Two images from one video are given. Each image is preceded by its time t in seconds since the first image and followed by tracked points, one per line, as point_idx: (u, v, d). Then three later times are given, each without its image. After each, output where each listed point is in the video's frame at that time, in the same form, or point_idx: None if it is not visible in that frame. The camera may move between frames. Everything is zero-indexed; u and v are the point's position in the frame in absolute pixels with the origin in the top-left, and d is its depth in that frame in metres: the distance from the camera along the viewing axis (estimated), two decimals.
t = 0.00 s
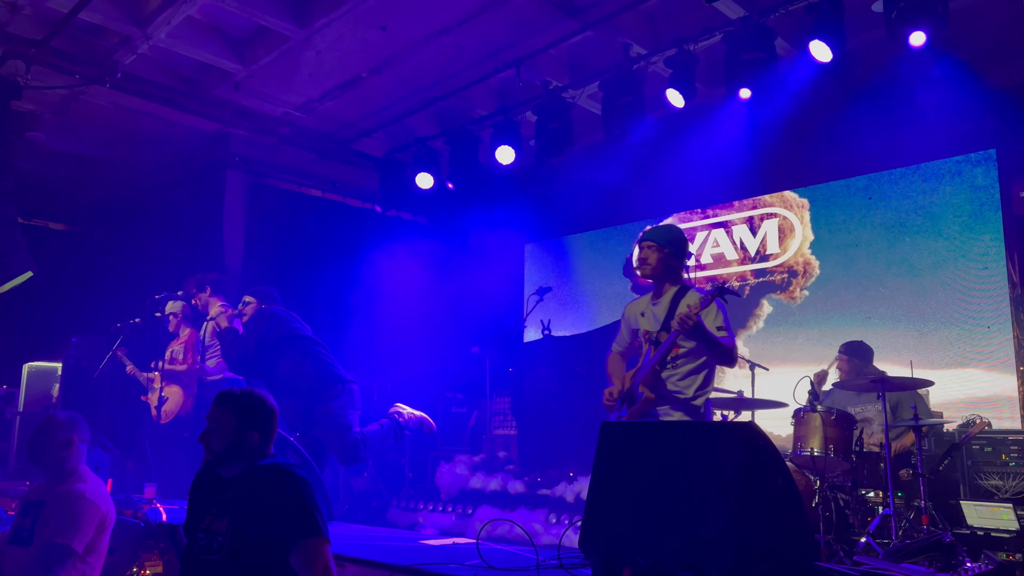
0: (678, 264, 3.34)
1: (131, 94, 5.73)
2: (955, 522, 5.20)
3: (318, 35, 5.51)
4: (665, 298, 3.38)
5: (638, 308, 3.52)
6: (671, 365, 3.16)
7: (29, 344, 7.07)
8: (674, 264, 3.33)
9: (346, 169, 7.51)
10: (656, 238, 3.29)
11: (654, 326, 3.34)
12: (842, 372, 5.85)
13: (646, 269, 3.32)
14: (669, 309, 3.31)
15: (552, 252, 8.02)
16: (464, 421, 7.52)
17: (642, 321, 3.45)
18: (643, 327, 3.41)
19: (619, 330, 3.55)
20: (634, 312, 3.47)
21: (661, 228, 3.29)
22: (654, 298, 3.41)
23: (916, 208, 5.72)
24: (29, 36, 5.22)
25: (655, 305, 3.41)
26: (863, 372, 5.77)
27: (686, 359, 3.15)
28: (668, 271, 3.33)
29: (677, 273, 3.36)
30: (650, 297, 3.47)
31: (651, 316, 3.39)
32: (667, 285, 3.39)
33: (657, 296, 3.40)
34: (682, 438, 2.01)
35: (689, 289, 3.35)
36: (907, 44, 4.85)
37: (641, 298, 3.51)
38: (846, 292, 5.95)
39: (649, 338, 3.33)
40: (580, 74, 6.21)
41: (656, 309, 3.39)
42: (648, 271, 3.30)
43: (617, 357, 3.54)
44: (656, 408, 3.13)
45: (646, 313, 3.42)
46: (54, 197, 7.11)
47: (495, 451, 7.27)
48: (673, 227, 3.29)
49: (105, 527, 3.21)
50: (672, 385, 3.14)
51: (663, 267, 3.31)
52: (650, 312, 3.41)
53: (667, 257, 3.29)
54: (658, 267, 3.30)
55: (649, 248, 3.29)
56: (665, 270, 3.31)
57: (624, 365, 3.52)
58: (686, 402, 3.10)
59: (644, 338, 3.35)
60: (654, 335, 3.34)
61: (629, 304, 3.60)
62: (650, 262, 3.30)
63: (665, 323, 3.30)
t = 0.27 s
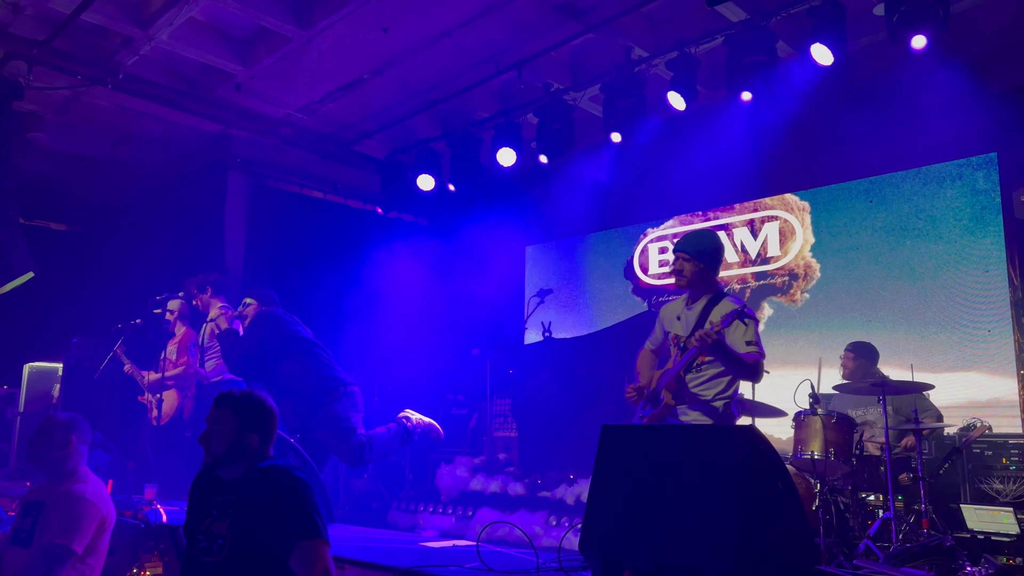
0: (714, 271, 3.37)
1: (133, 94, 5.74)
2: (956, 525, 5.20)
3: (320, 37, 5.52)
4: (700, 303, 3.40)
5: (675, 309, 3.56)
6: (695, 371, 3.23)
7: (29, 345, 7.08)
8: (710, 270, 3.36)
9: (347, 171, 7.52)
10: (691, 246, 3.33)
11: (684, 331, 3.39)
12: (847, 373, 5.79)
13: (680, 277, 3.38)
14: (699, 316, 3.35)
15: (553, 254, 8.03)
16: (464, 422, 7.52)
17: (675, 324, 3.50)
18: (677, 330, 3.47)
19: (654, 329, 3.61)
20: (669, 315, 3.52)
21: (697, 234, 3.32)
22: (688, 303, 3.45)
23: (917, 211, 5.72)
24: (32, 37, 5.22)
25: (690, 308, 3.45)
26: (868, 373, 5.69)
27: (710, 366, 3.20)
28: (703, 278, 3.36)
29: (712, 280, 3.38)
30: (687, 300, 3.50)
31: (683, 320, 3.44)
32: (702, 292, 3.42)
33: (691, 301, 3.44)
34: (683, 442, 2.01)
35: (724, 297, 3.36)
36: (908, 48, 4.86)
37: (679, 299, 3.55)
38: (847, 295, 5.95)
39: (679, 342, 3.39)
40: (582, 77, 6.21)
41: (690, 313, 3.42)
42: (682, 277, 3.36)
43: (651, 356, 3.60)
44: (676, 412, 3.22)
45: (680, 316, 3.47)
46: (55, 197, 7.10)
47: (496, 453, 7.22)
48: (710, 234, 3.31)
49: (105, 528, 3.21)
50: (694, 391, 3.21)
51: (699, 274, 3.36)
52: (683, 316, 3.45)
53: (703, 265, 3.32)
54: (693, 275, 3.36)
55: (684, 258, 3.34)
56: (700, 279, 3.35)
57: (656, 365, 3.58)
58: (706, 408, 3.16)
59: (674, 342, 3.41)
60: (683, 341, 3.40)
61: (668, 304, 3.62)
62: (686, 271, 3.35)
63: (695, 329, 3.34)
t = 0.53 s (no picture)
0: (729, 271, 3.42)
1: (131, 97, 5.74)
2: (953, 530, 5.19)
3: (319, 39, 5.52)
4: (713, 304, 3.44)
5: (686, 312, 3.60)
6: (709, 375, 3.27)
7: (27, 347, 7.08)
8: (725, 270, 3.41)
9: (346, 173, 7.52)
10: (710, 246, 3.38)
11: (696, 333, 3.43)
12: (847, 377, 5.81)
13: (699, 274, 3.42)
14: (712, 318, 3.39)
15: (552, 257, 8.02)
16: (462, 425, 7.51)
17: (686, 325, 3.53)
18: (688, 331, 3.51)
19: (661, 332, 3.63)
20: (680, 317, 3.55)
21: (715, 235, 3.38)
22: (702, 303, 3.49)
23: (916, 215, 5.72)
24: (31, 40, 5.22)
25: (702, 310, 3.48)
26: (865, 379, 5.73)
27: (724, 369, 3.26)
28: (719, 278, 3.41)
29: (728, 282, 3.43)
30: (699, 302, 3.54)
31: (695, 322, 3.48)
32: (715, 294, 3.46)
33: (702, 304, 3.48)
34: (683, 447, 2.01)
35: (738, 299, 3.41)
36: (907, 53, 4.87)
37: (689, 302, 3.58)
38: (845, 299, 5.95)
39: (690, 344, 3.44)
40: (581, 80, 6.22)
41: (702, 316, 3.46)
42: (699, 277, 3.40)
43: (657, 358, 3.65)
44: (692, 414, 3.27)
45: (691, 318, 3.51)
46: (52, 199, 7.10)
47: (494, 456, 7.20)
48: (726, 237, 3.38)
49: (101, 531, 3.20)
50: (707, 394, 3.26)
51: (717, 273, 3.40)
52: (695, 317, 3.48)
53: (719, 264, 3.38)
54: (711, 274, 3.40)
55: (705, 254, 3.39)
56: (715, 279, 3.40)
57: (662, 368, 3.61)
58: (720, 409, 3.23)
59: (687, 343, 3.46)
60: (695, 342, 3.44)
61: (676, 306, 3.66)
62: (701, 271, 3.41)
63: (708, 331, 3.38)
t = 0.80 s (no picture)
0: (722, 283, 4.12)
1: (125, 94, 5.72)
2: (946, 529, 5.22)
3: (313, 38, 5.51)
4: (712, 315, 4.15)
5: (684, 323, 4.30)
6: (718, 376, 3.95)
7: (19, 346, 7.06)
8: (721, 283, 4.11)
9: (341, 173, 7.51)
10: (709, 262, 4.07)
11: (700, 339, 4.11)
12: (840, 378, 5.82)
13: (698, 287, 4.10)
14: (714, 327, 4.08)
15: (547, 256, 8.03)
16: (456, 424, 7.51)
17: (687, 334, 4.22)
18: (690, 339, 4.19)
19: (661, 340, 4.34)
20: (682, 326, 4.25)
21: (713, 251, 4.08)
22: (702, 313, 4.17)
23: (909, 216, 5.74)
24: (24, 37, 5.18)
25: (703, 319, 4.18)
26: (859, 378, 5.75)
27: (729, 371, 3.95)
28: (717, 290, 4.11)
29: (724, 295, 4.15)
30: (696, 314, 4.24)
31: (697, 331, 4.16)
32: (712, 306, 4.18)
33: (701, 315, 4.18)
34: (676, 447, 2.01)
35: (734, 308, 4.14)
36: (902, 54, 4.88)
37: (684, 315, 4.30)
38: (838, 300, 5.96)
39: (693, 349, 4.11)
40: (576, 80, 6.22)
41: (703, 325, 4.16)
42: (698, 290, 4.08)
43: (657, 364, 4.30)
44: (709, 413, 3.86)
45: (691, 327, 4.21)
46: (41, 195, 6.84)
47: (487, 455, 7.20)
48: (724, 253, 4.08)
49: (93, 530, 3.19)
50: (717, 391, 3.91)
51: (714, 287, 4.10)
52: (696, 327, 4.19)
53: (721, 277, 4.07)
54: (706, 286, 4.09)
55: (702, 271, 4.09)
56: (714, 291, 4.10)
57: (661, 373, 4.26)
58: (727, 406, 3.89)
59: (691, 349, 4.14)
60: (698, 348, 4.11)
61: (670, 319, 4.38)
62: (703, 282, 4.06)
63: (712, 338, 4.07)
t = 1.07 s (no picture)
0: (712, 288, 4.18)
1: (117, 91, 5.70)
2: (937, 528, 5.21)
3: (307, 35, 5.49)
4: (704, 321, 4.17)
5: (676, 333, 4.32)
6: (714, 379, 3.95)
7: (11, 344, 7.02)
8: (711, 289, 4.15)
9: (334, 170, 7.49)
10: (698, 270, 4.11)
11: (694, 345, 4.12)
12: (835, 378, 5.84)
13: (689, 293, 4.14)
14: (706, 331, 4.10)
15: (541, 254, 8.02)
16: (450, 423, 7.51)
17: (680, 342, 4.24)
18: (683, 347, 4.19)
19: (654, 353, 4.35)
20: (674, 335, 4.26)
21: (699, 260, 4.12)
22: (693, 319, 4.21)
23: (901, 216, 5.76)
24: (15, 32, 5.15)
25: (694, 327, 4.20)
26: (853, 377, 5.76)
27: (725, 372, 3.95)
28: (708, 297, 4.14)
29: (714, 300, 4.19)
30: (687, 323, 4.28)
31: (690, 338, 4.19)
32: (703, 313, 4.20)
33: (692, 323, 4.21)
34: (668, 444, 2.02)
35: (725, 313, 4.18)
36: (894, 54, 4.90)
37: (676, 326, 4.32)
38: (831, 299, 5.98)
39: (688, 356, 4.12)
40: (570, 78, 6.22)
41: (695, 332, 4.18)
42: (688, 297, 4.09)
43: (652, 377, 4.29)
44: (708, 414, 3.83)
45: (683, 336, 4.22)
46: (28, 190, 6.47)
47: (480, 454, 7.19)
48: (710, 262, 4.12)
49: (86, 528, 3.17)
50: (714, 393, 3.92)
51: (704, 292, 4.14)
52: (688, 334, 4.20)
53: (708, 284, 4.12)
54: (699, 291, 4.12)
55: (692, 278, 4.12)
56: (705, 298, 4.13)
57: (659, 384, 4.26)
58: (727, 406, 3.87)
59: (685, 356, 4.14)
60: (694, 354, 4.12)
61: (662, 332, 4.38)
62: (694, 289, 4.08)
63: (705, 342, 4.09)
